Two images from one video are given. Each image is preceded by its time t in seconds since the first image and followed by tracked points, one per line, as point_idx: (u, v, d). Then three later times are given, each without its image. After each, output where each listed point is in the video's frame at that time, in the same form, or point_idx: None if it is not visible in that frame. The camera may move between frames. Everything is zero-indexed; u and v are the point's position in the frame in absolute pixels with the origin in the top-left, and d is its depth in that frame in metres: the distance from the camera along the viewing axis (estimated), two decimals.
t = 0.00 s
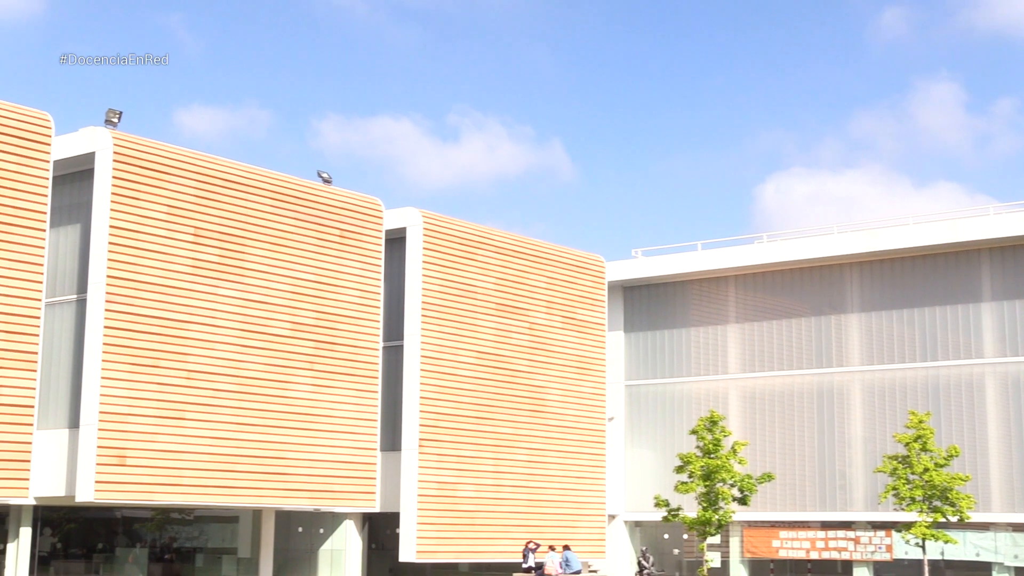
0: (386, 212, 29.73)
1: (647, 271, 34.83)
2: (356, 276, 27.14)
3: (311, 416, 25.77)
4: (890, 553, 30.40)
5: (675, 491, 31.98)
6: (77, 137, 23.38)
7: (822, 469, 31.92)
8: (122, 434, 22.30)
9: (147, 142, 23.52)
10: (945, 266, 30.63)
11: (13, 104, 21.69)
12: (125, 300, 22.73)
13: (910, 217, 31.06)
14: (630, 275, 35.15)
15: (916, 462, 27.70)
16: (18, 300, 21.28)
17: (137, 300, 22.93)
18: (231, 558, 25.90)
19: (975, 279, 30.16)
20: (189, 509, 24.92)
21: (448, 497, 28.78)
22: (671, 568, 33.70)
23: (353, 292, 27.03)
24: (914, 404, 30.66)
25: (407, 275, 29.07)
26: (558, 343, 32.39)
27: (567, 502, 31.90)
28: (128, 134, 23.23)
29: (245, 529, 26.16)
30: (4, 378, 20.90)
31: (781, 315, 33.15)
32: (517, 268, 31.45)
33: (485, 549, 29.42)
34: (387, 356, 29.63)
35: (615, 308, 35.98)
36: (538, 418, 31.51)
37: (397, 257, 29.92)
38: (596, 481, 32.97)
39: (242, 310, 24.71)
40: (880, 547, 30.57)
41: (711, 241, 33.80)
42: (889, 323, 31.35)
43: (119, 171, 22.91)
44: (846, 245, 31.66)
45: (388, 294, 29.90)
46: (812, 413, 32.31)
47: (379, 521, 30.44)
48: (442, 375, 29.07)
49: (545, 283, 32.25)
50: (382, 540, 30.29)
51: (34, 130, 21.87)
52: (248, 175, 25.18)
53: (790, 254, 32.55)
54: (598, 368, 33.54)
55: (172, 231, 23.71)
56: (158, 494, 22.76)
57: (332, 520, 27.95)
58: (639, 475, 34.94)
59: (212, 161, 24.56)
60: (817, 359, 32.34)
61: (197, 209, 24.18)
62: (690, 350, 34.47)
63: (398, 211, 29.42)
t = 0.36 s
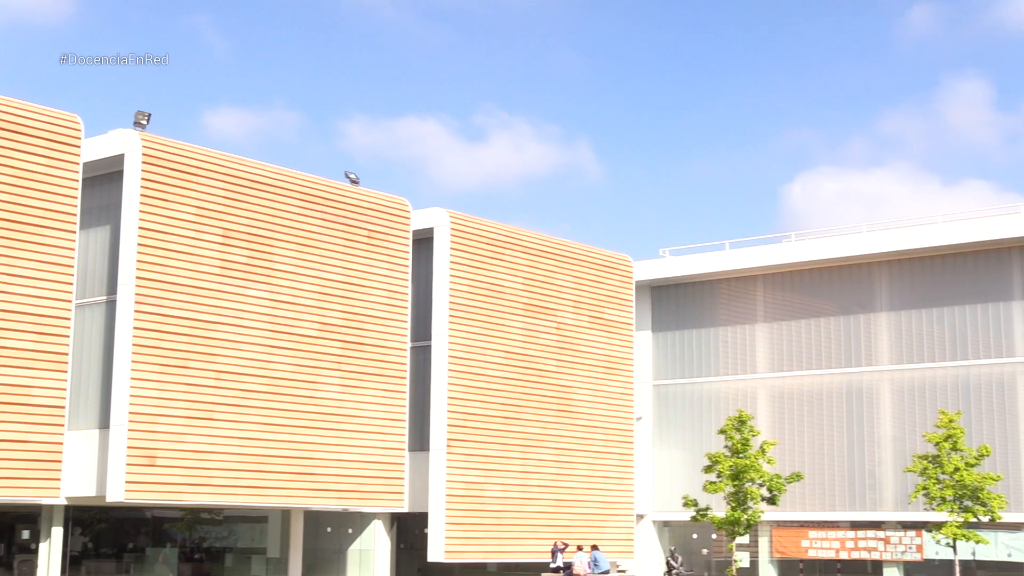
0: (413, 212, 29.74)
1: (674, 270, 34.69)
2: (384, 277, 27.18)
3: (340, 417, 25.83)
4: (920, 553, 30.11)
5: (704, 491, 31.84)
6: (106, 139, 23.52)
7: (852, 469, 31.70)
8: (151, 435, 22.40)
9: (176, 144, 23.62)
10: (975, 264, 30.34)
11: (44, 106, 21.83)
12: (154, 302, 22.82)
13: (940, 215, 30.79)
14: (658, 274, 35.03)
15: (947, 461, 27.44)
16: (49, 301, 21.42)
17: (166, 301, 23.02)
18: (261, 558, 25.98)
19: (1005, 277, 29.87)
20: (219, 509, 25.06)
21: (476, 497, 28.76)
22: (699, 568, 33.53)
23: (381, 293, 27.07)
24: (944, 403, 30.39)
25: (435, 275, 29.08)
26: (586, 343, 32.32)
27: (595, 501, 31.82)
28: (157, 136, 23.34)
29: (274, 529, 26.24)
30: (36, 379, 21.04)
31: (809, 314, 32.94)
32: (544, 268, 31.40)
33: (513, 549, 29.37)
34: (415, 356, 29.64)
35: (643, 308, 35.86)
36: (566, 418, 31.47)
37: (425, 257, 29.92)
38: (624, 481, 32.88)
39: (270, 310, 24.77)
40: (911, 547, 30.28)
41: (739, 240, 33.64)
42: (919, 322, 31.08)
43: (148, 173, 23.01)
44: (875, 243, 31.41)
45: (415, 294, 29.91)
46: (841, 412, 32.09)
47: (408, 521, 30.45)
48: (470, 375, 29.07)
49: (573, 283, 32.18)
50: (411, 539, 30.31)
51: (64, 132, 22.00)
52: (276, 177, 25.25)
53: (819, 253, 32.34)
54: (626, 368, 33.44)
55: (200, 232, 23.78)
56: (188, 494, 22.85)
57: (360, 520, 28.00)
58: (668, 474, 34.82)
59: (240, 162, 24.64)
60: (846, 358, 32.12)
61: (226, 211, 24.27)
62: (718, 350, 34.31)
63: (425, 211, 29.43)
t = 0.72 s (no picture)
0: (439, 213, 29.72)
1: (701, 270, 34.56)
2: (410, 277, 27.21)
3: (367, 417, 25.87)
4: (949, 553, 29.85)
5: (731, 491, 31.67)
6: (133, 141, 23.64)
7: (880, 468, 31.49)
8: (180, 435, 22.49)
9: (203, 145, 23.71)
10: (1004, 262, 30.07)
11: (72, 108, 21.96)
12: (181, 303, 22.90)
13: (968, 214, 30.54)
14: (684, 274, 34.90)
15: (976, 461, 27.20)
16: (78, 301, 21.55)
17: (193, 302, 23.11)
18: (288, 558, 26.02)
19: None
20: (247, 509, 25.17)
21: (503, 497, 28.74)
22: (727, 568, 33.40)
23: (407, 293, 27.10)
24: (972, 402, 30.14)
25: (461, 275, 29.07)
26: (613, 343, 32.25)
27: (622, 501, 31.73)
28: (184, 138, 23.43)
29: (301, 529, 26.28)
30: (65, 379, 21.19)
31: (837, 313, 32.73)
32: (571, 268, 31.35)
33: (541, 549, 29.34)
34: (441, 357, 29.65)
35: (669, 308, 35.74)
36: (593, 418, 31.41)
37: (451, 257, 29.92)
38: (652, 481, 32.79)
39: (296, 311, 24.83)
40: (940, 547, 30.02)
41: (766, 240, 33.48)
42: (947, 321, 30.82)
43: (175, 174, 23.11)
44: (903, 242, 31.17)
45: (442, 294, 29.93)
46: (869, 411, 31.88)
47: (434, 521, 30.43)
48: (497, 375, 29.06)
49: (599, 283, 32.11)
50: (438, 539, 30.27)
51: (92, 134, 22.12)
52: (302, 178, 25.31)
53: (846, 252, 32.13)
54: (653, 367, 33.34)
55: (227, 233, 23.87)
56: (216, 494, 22.94)
57: (388, 520, 28.01)
58: (695, 474, 34.69)
59: (266, 163, 24.72)
60: (873, 357, 31.91)
61: (252, 212, 24.34)
62: (745, 349, 34.15)
63: (451, 211, 29.43)
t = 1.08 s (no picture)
0: (465, 213, 29.69)
1: (728, 269, 34.40)
2: (437, 277, 27.26)
3: (393, 417, 25.91)
4: (979, 553, 29.60)
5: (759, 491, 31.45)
6: (161, 143, 23.73)
7: (908, 468, 31.26)
8: (208, 436, 22.58)
9: (229, 146, 23.78)
10: None
11: (99, 110, 22.07)
12: (208, 304, 22.97)
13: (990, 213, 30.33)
14: (711, 273, 34.74)
15: (1006, 461, 26.92)
16: (107, 302, 21.67)
17: (221, 302, 23.19)
18: (316, 558, 26.03)
19: None
20: (275, 509, 25.22)
21: (531, 497, 28.72)
22: (754, 568, 33.26)
23: (433, 293, 27.13)
24: (1001, 402, 29.88)
25: (487, 275, 29.05)
26: (639, 342, 32.15)
27: (648, 501, 31.62)
28: (211, 139, 23.51)
29: (329, 528, 26.31)
30: (94, 380, 21.30)
31: (864, 312, 32.51)
32: (597, 267, 31.28)
33: (568, 549, 29.29)
34: (468, 357, 29.64)
35: (696, 307, 35.60)
36: (620, 417, 31.32)
37: (477, 257, 29.90)
38: (679, 481, 32.69)
39: (323, 312, 24.88)
40: (969, 547, 29.77)
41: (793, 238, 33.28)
42: (976, 320, 30.56)
43: (203, 175, 23.19)
44: (930, 240, 30.90)
45: (468, 294, 29.92)
46: (897, 410, 31.65)
47: (462, 520, 30.41)
48: (524, 375, 29.03)
49: (625, 282, 32.02)
50: (465, 539, 30.21)
51: (119, 136, 22.23)
52: (328, 179, 25.36)
53: (873, 251, 31.92)
54: (680, 367, 33.23)
55: (253, 234, 23.94)
56: (244, 494, 23.02)
57: (414, 520, 28.18)
58: (722, 474, 34.55)
59: (292, 164, 24.78)
60: (900, 356, 31.67)
61: (279, 212, 24.40)
62: (772, 348, 33.98)
63: (477, 211, 29.40)
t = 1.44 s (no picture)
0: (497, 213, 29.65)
1: (761, 268, 34.20)
2: (470, 278, 27.30)
3: (426, 417, 25.94)
4: (1017, 553, 29.18)
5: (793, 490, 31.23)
6: (195, 144, 23.85)
7: (944, 467, 30.94)
8: (243, 436, 22.67)
9: (263, 148, 23.87)
10: None
11: (133, 113, 22.23)
12: (241, 305, 23.06)
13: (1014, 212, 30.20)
14: (744, 272, 34.54)
15: None
16: (142, 304, 21.83)
17: (254, 303, 23.28)
18: (350, 558, 26.16)
19: None
20: (309, 509, 25.31)
21: (565, 497, 28.66)
22: (789, 568, 33.05)
23: (466, 294, 27.17)
24: None
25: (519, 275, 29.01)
26: (672, 341, 32.03)
27: (681, 501, 31.47)
28: (244, 141, 23.59)
29: (362, 529, 26.49)
30: (130, 381, 21.48)
31: (898, 310, 32.22)
32: (630, 267, 31.18)
33: (602, 548, 29.20)
34: (501, 357, 29.64)
35: (729, 306, 35.42)
36: (653, 417, 31.21)
37: (509, 257, 29.85)
38: (713, 481, 32.54)
39: (357, 312, 24.94)
40: (1007, 547, 29.38)
41: (826, 237, 33.05)
42: (1011, 319, 30.22)
43: (236, 176, 23.29)
44: (965, 238, 30.59)
45: (500, 294, 29.91)
46: (932, 409, 31.35)
47: (496, 520, 30.47)
48: (557, 375, 28.97)
49: (658, 281, 31.90)
50: (498, 539, 30.26)
51: (153, 138, 22.39)
52: (361, 179, 25.41)
53: (907, 249, 31.64)
54: (713, 366, 33.08)
55: (287, 235, 24.02)
56: (278, 494, 23.10)
57: (448, 520, 28.01)
58: (756, 474, 34.35)
59: (325, 165, 24.85)
60: (936, 355, 31.36)
61: (312, 213, 24.47)
62: (806, 347, 33.75)
63: (509, 211, 29.35)
